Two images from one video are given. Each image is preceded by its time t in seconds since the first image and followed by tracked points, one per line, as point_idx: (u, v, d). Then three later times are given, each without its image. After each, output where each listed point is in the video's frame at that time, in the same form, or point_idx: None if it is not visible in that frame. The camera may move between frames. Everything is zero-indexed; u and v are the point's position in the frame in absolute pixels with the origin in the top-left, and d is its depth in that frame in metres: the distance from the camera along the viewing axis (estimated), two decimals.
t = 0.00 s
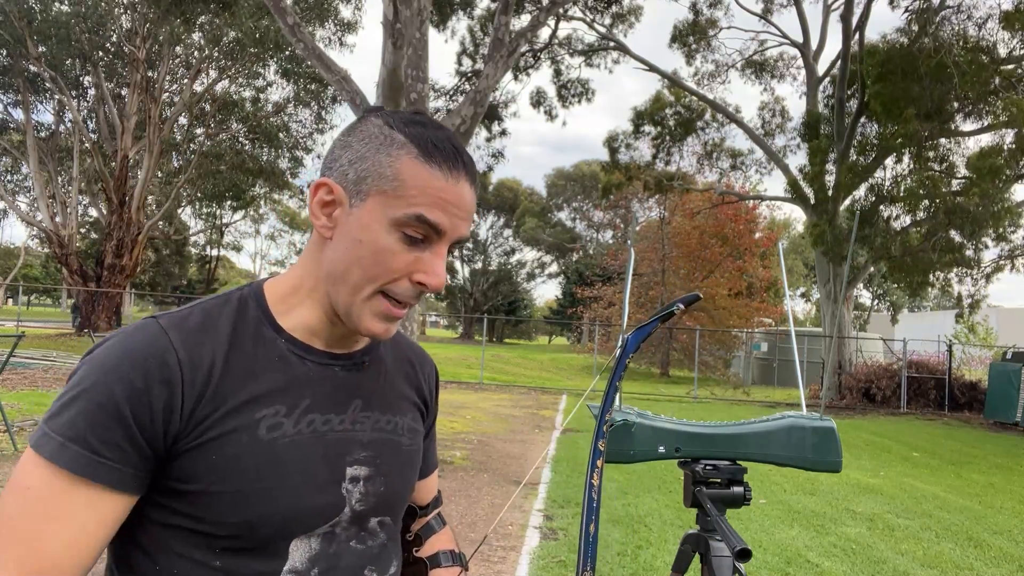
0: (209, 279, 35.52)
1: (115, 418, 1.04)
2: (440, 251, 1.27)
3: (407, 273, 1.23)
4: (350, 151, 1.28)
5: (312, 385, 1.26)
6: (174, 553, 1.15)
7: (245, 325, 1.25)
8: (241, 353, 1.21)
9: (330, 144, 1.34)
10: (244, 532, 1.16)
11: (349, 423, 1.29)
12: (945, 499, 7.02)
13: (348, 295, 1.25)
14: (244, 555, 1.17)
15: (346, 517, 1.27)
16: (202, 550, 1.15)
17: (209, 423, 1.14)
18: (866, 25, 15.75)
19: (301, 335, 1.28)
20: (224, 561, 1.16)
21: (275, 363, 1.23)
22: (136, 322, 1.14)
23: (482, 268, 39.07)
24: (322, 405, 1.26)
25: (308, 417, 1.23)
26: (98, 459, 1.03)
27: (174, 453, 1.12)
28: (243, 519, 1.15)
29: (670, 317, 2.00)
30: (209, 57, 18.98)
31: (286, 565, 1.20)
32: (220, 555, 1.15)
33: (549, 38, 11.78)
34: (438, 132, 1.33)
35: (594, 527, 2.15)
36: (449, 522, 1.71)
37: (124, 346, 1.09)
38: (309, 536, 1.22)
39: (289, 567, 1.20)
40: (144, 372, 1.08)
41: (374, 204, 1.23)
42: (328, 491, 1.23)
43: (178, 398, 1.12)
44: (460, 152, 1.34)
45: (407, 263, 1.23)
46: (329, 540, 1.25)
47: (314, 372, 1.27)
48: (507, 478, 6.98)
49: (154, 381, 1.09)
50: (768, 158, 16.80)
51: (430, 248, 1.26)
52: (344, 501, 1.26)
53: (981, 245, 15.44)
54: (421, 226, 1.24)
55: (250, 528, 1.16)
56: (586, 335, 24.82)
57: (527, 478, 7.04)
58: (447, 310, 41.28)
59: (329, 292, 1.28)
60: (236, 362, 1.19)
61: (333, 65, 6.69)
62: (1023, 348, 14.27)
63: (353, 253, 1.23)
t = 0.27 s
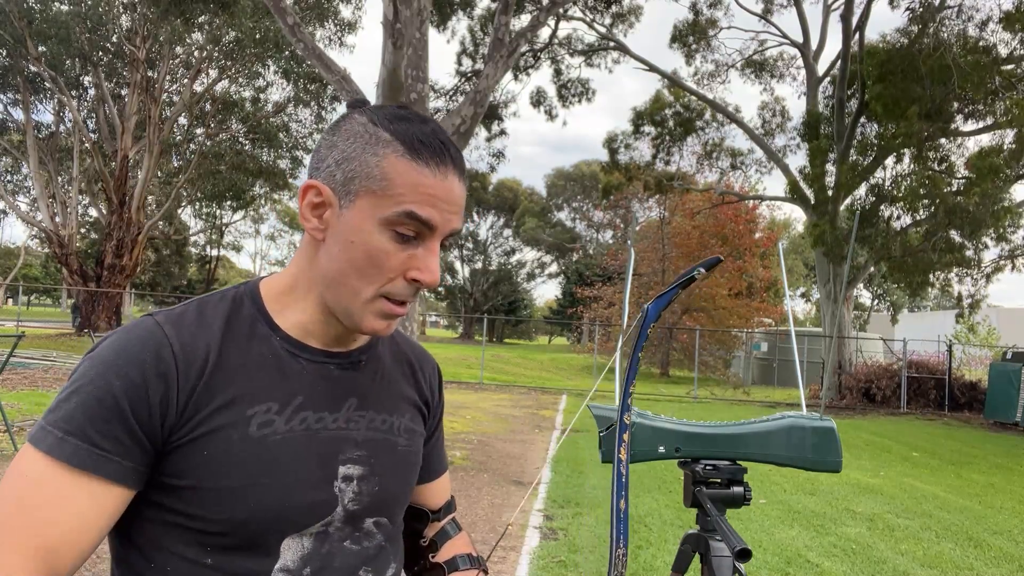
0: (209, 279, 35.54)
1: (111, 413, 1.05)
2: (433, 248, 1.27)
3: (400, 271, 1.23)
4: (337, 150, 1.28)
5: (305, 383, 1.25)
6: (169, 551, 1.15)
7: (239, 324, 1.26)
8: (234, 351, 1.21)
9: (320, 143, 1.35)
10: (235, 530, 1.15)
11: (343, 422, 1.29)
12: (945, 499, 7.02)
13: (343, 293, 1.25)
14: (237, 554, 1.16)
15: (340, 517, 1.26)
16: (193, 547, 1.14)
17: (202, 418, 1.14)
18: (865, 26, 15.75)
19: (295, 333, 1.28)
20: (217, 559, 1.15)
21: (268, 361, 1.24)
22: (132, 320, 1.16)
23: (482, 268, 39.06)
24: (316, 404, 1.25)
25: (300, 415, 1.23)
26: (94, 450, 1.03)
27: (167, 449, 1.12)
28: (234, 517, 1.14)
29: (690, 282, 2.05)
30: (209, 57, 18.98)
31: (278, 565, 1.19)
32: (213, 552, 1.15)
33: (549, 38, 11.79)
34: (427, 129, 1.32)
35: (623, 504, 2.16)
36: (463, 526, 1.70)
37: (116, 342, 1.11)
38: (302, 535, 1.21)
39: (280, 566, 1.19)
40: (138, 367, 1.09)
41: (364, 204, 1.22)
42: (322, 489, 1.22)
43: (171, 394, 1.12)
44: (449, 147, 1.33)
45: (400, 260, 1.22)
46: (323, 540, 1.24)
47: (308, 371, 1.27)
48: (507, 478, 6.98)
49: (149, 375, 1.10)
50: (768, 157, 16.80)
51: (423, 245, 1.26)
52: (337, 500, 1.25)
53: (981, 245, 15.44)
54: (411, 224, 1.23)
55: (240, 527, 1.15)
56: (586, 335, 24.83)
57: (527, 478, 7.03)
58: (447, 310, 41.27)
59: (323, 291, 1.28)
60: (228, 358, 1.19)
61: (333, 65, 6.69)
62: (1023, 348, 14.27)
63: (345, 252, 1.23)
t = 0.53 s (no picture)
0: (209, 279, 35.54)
1: (109, 414, 1.04)
2: (436, 240, 1.28)
3: (404, 263, 1.23)
4: (342, 146, 1.28)
5: (306, 384, 1.25)
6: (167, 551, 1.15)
7: (239, 323, 1.26)
8: (233, 350, 1.21)
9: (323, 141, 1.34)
10: (235, 533, 1.15)
11: (343, 423, 1.28)
12: (944, 499, 7.02)
13: (346, 289, 1.25)
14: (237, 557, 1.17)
15: (342, 519, 1.26)
16: (194, 549, 1.15)
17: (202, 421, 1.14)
18: (865, 26, 15.77)
19: (295, 333, 1.28)
20: (217, 563, 1.15)
21: (268, 363, 1.23)
22: (130, 322, 1.16)
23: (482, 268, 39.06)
24: (317, 405, 1.26)
25: (302, 416, 1.23)
26: (87, 451, 1.03)
27: (164, 452, 1.12)
28: (233, 520, 1.14)
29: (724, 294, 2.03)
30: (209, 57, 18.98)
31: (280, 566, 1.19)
32: (214, 555, 1.15)
33: (549, 38, 11.81)
34: (429, 125, 1.32)
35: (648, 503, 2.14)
36: (464, 525, 1.70)
37: (114, 342, 1.10)
38: (304, 537, 1.22)
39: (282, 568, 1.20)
40: (135, 369, 1.09)
41: (368, 196, 1.23)
42: (322, 491, 1.23)
43: (170, 396, 1.12)
44: (452, 145, 1.34)
45: (405, 253, 1.23)
46: (325, 542, 1.24)
47: (309, 372, 1.27)
48: (507, 478, 6.98)
49: (146, 375, 1.09)
50: (768, 157, 16.80)
51: (427, 238, 1.26)
52: (338, 502, 1.25)
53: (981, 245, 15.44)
54: (416, 216, 1.24)
55: (242, 528, 1.15)
56: (587, 335, 24.83)
57: (527, 478, 7.04)
58: (447, 310, 41.27)
59: (325, 287, 1.29)
60: (229, 358, 1.20)
61: (333, 65, 6.69)
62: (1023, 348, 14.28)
63: (348, 247, 1.23)
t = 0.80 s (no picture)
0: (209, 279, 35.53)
1: (142, 394, 1.08)
2: (441, 241, 1.28)
3: (408, 262, 1.23)
4: (354, 145, 1.31)
5: (316, 379, 1.26)
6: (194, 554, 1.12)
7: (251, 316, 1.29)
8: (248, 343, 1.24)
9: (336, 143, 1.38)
10: (252, 529, 1.14)
11: (355, 418, 1.29)
12: (944, 499, 7.02)
13: (349, 286, 1.25)
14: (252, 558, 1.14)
15: (351, 513, 1.26)
16: (213, 549, 1.13)
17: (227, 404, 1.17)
18: (865, 26, 15.76)
19: (307, 329, 1.30)
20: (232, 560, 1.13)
21: (281, 355, 1.26)
22: (150, 310, 1.20)
23: (482, 268, 39.06)
24: (330, 400, 1.27)
25: (316, 410, 1.24)
26: (138, 434, 1.06)
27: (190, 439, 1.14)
28: (250, 515, 1.13)
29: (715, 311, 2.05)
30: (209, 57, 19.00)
31: (292, 565, 1.18)
32: (229, 554, 1.13)
33: (549, 38, 11.80)
34: (438, 127, 1.37)
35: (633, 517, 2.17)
36: (457, 525, 1.70)
37: (136, 330, 1.13)
38: (318, 533, 1.21)
39: (294, 566, 1.18)
40: (163, 354, 1.12)
41: (376, 196, 1.25)
42: (334, 485, 1.23)
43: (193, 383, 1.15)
44: (463, 149, 1.38)
45: (409, 253, 1.23)
46: (337, 537, 1.24)
47: (320, 368, 1.28)
48: (507, 478, 6.98)
49: (174, 361, 1.12)
50: (768, 157, 16.80)
51: (432, 240, 1.27)
52: (348, 496, 1.25)
53: (981, 245, 15.43)
54: (421, 217, 1.25)
55: (259, 524, 1.14)
56: (586, 335, 24.83)
57: (527, 478, 7.04)
58: (447, 310, 41.27)
59: (329, 285, 1.29)
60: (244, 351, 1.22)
61: (333, 65, 6.69)
62: (1023, 348, 14.29)
63: (353, 244, 1.24)
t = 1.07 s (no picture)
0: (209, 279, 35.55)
1: (172, 409, 1.03)
2: (460, 244, 1.28)
3: (427, 266, 1.23)
4: (373, 149, 1.29)
5: (335, 382, 1.24)
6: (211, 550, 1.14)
7: (273, 320, 1.24)
8: (272, 348, 1.20)
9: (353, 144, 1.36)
10: (272, 528, 1.14)
11: (371, 419, 1.29)
12: (944, 499, 7.02)
13: (368, 286, 1.24)
14: (267, 559, 1.16)
15: (367, 514, 1.26)
16: (229, 548, 1.14)
17: (256, 414, 1.13)
18: (865, 26, 15.78)
19: (323, 332, 1.27)
20: (249, 558, 1.15)
21: (302, 361, 1.22)
22: (171, 317, 1.14)
23: (483, 268, 39.07)
24: (347, 402, 1.25)
25: (335, 413, 1.22)
26: (167, 453, 1.01)
27: (221, 449, 1.10)
28: (268, 516, 1.14)
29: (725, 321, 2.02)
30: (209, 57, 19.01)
31: (307, 564, 1.19)
32: (245, 553, 1.14)
33: (549, 38, 11.82)
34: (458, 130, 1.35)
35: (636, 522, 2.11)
36: (456, 525, 1.71)
37: (160, 338, 1.08)
38: (332, 533, 1.21)
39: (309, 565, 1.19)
40: (190, 365, 1.07)
41: (398, 199, 1.23)
42: (352, 487, 1.22)
43: (224, 392, 1.10)
44: (482, 152, 1.36)
45: (430, 256, 1.23)
46: (352, 538, 1.24)
47: (338, 371, 1.26)
48: (507, 478, 6.98)
49: (204, 372, 1.08)
50: (768, 157, 16.81)
51: (452, 243, 1.26)
52: (365, 497, 1.25)
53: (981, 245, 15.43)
54: (442, 220, 1.24)
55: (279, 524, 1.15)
56: (587, 335, 24.85)
57: (527, 478, 7.04)
58: (447, 310, 41.26)
59: (349, 288, 1.27)
60: (268, 356, 1.18)
61: (333, 65, 6.69)
62: (1023, 348, 14.29)
63: (374, 246, 1.23)
